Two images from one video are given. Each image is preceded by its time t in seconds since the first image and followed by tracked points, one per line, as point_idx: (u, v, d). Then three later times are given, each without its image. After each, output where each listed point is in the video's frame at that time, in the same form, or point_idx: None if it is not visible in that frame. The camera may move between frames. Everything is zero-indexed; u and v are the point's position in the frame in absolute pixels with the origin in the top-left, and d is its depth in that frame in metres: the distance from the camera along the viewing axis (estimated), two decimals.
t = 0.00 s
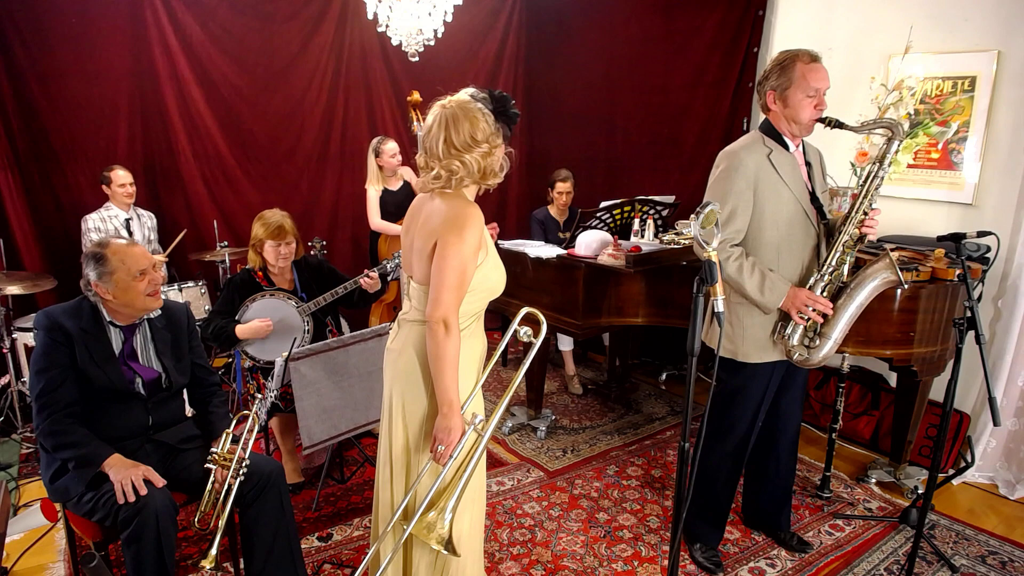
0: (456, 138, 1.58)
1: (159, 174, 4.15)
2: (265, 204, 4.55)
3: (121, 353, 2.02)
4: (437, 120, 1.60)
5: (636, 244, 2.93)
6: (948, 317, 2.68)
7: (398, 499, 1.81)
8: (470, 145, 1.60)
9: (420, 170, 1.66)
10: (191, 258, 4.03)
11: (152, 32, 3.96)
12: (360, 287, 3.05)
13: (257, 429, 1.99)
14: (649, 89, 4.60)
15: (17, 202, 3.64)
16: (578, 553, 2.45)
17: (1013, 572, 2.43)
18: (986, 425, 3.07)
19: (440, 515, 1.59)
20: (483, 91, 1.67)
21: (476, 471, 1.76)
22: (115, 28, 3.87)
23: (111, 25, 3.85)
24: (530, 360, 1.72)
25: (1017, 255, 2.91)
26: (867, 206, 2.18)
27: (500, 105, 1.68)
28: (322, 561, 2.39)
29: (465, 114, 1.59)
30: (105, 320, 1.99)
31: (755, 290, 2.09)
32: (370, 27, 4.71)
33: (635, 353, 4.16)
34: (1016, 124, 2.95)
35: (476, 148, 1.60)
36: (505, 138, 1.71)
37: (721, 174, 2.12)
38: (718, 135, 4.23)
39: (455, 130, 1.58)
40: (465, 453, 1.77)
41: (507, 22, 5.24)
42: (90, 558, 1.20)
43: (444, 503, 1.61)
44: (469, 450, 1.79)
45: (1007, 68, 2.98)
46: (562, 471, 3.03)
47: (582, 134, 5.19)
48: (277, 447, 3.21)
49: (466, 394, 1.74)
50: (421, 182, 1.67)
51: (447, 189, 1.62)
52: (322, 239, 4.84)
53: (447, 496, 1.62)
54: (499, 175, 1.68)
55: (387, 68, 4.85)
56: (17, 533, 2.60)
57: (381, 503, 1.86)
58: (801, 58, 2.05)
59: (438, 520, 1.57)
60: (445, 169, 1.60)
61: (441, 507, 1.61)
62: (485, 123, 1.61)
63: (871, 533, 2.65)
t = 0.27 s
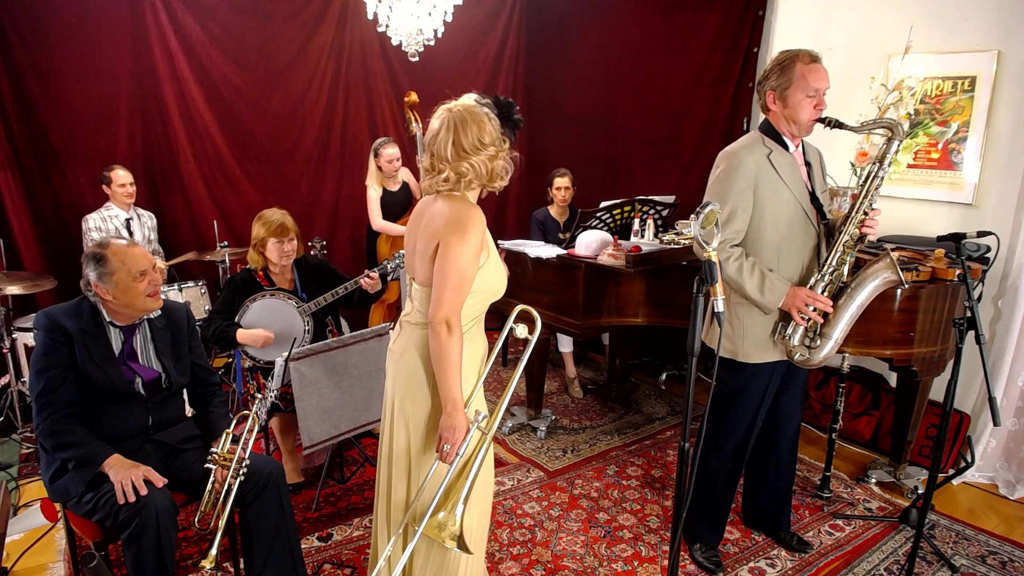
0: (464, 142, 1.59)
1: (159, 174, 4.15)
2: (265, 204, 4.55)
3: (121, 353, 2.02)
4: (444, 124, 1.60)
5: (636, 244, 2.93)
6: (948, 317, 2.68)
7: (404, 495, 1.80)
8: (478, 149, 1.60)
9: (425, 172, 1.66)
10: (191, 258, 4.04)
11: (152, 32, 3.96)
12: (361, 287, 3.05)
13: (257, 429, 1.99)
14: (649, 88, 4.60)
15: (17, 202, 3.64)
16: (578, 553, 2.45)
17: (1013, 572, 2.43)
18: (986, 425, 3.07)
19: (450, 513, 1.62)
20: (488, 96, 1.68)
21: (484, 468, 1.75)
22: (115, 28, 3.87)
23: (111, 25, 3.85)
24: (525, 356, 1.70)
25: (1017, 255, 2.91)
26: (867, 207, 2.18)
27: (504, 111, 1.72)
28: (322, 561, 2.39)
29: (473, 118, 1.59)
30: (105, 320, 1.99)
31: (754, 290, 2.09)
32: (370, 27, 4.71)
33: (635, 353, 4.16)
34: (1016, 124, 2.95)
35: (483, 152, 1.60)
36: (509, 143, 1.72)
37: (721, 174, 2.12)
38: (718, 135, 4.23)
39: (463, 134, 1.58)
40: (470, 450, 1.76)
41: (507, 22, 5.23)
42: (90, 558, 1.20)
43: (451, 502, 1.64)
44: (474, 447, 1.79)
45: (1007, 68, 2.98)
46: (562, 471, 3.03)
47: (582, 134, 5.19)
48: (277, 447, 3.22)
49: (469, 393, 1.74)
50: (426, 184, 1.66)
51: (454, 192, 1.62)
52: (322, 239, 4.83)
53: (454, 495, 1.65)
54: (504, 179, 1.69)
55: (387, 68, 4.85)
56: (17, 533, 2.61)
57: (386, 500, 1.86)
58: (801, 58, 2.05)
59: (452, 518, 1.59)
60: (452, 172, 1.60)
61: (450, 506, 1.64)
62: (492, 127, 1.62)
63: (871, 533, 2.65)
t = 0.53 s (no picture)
0: (465, 140, 1.59)
1: (159, 174, 4.15)
2: (265, 204, 4.55)
3: (121, 353, 2.02)
4: (444, 121, 1.60)
5: (636, 244, 2.93)
6: (948, 317, 2.68)
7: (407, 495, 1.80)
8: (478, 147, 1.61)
9: (425, 170, 1.66)
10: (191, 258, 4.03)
11: (152, 32, 3.96)
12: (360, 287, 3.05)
13: (257, 429, 1.99)
14: (649, 89, 4.60)
15: (17, 202, 3.64)
16: (578, 553, 2.45)
17: (1013, 572, 2.43)
18: (986, 425, 3.07)
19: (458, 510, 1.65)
20: (488, 96, 1.69)
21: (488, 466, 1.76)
22: (115, 27, 3.87)
23: (111, 25, 3.85)
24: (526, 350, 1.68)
25: (1017, 255, 2.91)
26: (869, 200, 2.17)
27: (504, 110, 1.72)
28: (322, 561, 2.39)
29: (473, 116, 1.60)
30: (105, 320, 1.99)
31: (755, 288, 2.09)
32: (370, 27, 4.70)
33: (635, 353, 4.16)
34: (1016, 124, 2.95)
35: (484, 150, 1.61)
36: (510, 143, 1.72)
37: (720, 174, 2.13)
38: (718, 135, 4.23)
39: (463, 132, 1.59)
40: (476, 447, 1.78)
41: (507, 22, 5.23)
42: (90, 558, 1.20)
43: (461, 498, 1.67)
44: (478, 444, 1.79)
45: (1007, 68, 2.98)
46: (562, 472, 3.03)
47: (582, 134, 5.19)
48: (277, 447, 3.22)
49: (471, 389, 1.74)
50: (425, 182, 1.67)
51: (454, 189, 1.62)
52: (322, 239, 4.83)
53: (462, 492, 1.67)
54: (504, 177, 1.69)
55: (387, 68, 4.85)
56: (17, 533, 2.60)
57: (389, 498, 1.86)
58: (795, 57, 2.06)
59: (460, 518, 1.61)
60: (452, 170, 1.60)
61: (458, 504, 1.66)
62: (493, 125, 1.62)
63: (871, 533, 2.65)
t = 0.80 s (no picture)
0: (463, 141, 1.59)
1: (159, 174, 4.15)
2: (265, 204, 4.55)
3: (121, 353, 2.02)
4: (443, 122, 1.60)
5: (636, 244, 2.93)
6: (948, 317, 2.68)
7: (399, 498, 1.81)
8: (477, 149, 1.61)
9: (422, 171, 1.66)
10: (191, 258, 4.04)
11: (152, 32, 3.96)
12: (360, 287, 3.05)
13: (257, 429, 2.00)
14: (649, 88, 4.60)
15: (17, 202, 3.64)
16: (578, 553, 2.45)
17: (1013, 572, 2.43)
18: (986, 425, 3.07)
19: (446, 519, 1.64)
20: (487, 98, 1.69)
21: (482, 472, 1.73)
22: (115, 28, 3.87)
23: (111, 25, 3.85)
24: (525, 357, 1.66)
25: (1017, 255, 2.91)
26: (869, 203, 2.16)
27: (504, 113, 1.71)
28: (322, 562, 2.39)
29: (472, 117, 1.60)
30: (105, 320, 1.99)
31: (755, 289, 2.09)
32: (370, 27, 4.70)
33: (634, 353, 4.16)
34: (1016, 125, 2.95)
35: (482, 152, 1.61)
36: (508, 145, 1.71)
37: (720, 175, 2.13)
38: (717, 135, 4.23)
39: (462, 133, 1.58)
40: (468, 454, 1.73)
41: (508, 22, 5.23)
42: (90, 558, 1.20)
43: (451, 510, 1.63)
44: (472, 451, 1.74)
45: (1007, 68, 2.98)
46: (562, 471, 3.03)
47: (583, 134, 5.19)
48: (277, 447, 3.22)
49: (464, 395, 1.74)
50: (422, 183, 1.66)
51: (452, 191, 1.63)
52: (322, 239, 4.83)
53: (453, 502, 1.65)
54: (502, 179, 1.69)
55: (386, 68, 4.85)
56: (17, 533, 2.61)
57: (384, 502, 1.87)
58: (796, 59, 2.05)
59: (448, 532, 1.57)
60: (450, 171, 1.60)
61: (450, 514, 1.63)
62: (492, 127, 1.63)
63: (871, 533, 2.65)
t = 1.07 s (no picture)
0: (468, 139, 1.59)
1: (159, 174, 4.15)
2: (265, 204, 4.55)
3: (121, 353, 2.02)
4: (448, 120, 1.60)
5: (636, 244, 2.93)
6: (948, 317, 2.68)
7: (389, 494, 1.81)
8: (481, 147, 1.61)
9: (426, 168, 1.66)
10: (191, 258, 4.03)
11: (152, 32, 3.96)
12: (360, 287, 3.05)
13: (257, 428, 2.00)
14: (649, 88, 4.60)
15: (17, 202, 3.64)
16: (578, 553, 2.45)
17: (1013, 572, 2.43)
18: (986, 425, 3.07)
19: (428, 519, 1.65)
20: (491, 95, 1.68)
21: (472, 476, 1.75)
22: (115, 27, 3.87)
23: (111, 25, 3.85)
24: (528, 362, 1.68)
25: (1017, 255, 2.91)
26: (869, 203, 2.17)
27: (509, 111, 1.70)
28: (322, 562, 2.39)
29: (477, 115, 1.60)
30: (105, 320, 1.99)
31: (755, 289, 2.09)
32: (370, 27, 4.70)
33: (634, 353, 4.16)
34: (1016, 125, 2.95)
35: (487, 151, 1.61)
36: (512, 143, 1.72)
37: (722, 174, 2.12)
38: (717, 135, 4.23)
39: (467, 131, 1.59)
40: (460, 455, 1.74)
41: (507, 22, 5.23)
42: (90, 558, 1.20)
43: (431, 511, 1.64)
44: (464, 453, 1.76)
45: (1007, 68, 2.98)
46: (562, 471, 3.03)
47: (582, 134, 5.19)
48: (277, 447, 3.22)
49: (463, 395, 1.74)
50: (426, 180, 1.67)
51: (456, 189, 1.63)
52: (322, 239, 4.83)
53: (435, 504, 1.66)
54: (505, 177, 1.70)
55: (386, 68, 4.84)
56: (17, 533, 2.60)
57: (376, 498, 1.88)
58: (798, 59, 2.05)
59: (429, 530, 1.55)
60: (454, 169, 1.60)
61: (431, 513, 1.64)
62: (497, 125, 1.63)
63: (871, 533, 2.65)
